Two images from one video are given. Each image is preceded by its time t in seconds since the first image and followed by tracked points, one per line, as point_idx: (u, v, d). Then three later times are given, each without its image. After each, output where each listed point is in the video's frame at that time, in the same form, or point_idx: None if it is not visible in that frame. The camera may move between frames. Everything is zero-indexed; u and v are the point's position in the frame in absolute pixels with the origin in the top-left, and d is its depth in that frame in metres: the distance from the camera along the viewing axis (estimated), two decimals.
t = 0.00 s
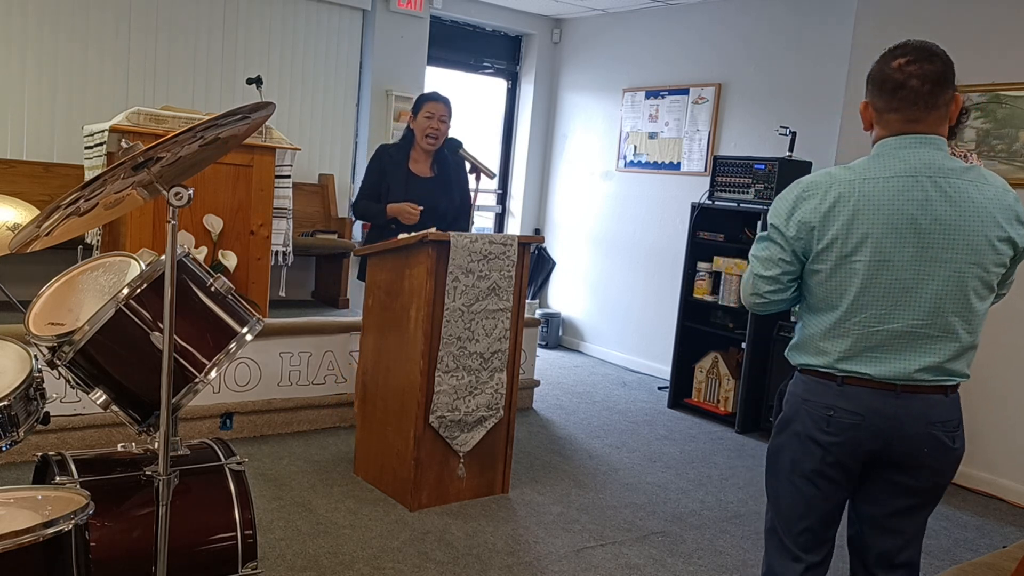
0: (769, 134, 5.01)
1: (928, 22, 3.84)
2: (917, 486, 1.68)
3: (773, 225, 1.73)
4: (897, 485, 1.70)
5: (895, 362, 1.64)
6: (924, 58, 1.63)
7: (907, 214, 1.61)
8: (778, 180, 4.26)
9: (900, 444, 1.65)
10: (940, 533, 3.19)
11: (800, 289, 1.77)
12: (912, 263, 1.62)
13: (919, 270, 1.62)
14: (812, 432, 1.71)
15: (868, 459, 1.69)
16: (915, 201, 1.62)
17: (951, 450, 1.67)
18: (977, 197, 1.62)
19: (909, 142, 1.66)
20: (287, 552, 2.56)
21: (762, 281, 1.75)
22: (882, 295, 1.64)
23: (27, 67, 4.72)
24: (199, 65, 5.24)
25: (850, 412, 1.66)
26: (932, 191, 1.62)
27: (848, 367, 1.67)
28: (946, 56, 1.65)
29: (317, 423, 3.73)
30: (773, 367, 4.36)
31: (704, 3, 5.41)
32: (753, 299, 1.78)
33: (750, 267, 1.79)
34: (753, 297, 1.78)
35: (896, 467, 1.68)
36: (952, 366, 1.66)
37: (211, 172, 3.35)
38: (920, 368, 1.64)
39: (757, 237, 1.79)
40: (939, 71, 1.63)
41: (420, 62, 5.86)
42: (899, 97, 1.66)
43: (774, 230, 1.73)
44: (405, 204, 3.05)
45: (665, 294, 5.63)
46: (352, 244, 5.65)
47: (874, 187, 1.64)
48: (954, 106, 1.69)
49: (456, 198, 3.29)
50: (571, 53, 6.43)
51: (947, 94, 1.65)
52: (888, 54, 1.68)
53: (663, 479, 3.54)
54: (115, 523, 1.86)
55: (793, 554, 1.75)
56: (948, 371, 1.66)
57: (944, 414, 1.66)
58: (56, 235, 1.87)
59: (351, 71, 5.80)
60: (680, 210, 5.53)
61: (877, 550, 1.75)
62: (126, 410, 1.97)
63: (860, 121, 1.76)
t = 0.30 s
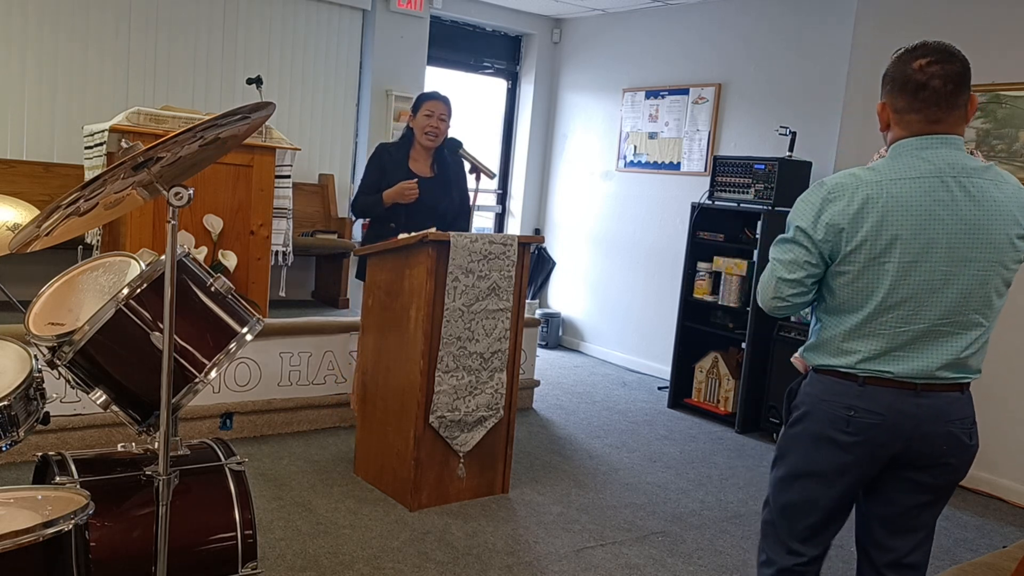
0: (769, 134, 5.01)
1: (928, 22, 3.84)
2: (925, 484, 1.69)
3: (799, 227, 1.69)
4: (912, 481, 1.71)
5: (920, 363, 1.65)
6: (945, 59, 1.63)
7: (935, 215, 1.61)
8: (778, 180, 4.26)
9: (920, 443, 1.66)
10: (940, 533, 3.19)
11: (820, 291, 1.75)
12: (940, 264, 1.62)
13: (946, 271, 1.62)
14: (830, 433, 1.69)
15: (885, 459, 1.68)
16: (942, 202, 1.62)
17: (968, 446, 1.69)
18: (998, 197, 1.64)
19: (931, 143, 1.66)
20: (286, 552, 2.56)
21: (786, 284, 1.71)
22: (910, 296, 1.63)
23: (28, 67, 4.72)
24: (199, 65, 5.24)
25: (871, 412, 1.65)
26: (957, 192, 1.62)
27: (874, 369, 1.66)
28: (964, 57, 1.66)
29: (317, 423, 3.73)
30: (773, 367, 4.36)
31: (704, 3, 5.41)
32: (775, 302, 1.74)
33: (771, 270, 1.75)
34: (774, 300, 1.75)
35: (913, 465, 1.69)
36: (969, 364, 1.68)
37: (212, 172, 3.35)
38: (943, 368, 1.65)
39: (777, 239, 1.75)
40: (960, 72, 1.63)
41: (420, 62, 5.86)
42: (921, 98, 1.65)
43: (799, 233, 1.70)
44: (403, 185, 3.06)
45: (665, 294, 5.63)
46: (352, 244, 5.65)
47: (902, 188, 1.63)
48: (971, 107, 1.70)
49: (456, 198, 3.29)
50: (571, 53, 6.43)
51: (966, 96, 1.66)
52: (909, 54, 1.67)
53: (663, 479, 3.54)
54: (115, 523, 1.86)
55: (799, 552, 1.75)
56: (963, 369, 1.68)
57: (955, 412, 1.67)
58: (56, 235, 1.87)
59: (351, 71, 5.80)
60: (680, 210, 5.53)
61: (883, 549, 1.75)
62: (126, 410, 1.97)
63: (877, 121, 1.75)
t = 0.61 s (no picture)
0: (769, 134, 5.01)
1: (928, 22, 3.84)
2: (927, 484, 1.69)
3: (809, 231, 1.67)
4: (914, 481, 1.71)
5: (926, 366, 1.65)
6: (956, 62, 1.62)
7: (945, 220, 1.61)
8: (778, 180, 4.26)
9: (924, 443, 1.66)
10: (940, 533, 3.19)
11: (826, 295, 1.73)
12: (948, 269, 1.62)
13: (955, 276, 1.63)
14: (836, 434, 1.68)
15: (889, 460, 1.68)
16: (952, 208, 1.62)
17: (969, 445, 1.70)
18: (1005, 202, 1.65)
19: (940, 147, 1.66)
20: (286, 552, 2.56)
21: (794, 289, 1.69)
22: (918, 301, 1.63)
23: (28, 68, 4.72)
24: (199, 65, 5.24)
25: (876, 413, 1.65)
26: (967, 197, 1.62)
27: (881, 373, 1.66)
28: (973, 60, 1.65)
29: (317, 423, 3.73)
30: (773, 367, 4.36)
31: (704, 3, 5.41)
32: (783, 305, 1.72)
33: (778, 273, 1.72)
34: (781, 304, 1.72)
35: (916, 466, 1.69)
36: (971, 366, 1.69)
37: (211, 172, 3.35)
38: (949, 371, 1.65)
39: (785, 242, 1.73)
40: (970, 75, 1.62)
41: (420, 62, 5.86)
42: (932, 102, 1.64)
43: (810, 237, 1.67)
44: (405, 195, 3.06)
45: (665, 294, 5.63)
46: (352, 245, 5.64)
47: (914, 193, 1.62)
48: (979, 109, 1.69)
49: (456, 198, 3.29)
50: (571, 53, 6.43)
51: (974, 99, 1.65)
52: (919, 56, 1.65)
53: (663, 479, 3.54)
54: (115, 523, 1.86)
55: (800, 551, 1.75)
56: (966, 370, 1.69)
57: (955, 413, 1.67)
58: (55, 235, 1.87)
59: (351, 71, 5.80)
60: (680, 210, 5.53)
61: (884, 548, 1.75)
62: (127, 410, 1.98)
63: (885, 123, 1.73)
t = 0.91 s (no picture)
0: (769, 134, 5.01)
1: (927, 22, 3.84)
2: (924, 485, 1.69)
3: (806, 231, 1.66)
4: (908, 481, 1.71)
5: (923, 366, 1.65)
6: (951, 62, 1.62)
7: (942, 220, 1.61)
8: (778, 180, 4.26)
9: (919, 444, 1.66)
10: (940, 533, 3.19)
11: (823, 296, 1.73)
12: (946, 268, 1.62)
13: (952, 275, 1.62)
14: (829, 436, 1.68)
15: (882, 462, 1.68)
16: (949, 208, 1.61)
17: (964, 445, 1.70)
18: (1001, 201, 1.65)
19: (936, 146, 1.65)
20: (286, 552, 2.56)
21: (791, 290, 1.69)
22: (916, 300, 1.63)
23: (27, 68, 4.72)
24: (199, 65, 5.24)
25: (870, 415, 1.65)
26: (963, 196, 1.62)
27: (877, 373, 1.66)
28: (969, 61, 1.65)
29: (317, 423, 3.73)
30: (773, 367, 4.36)
31: (704, 3, 5.41)
32: (779, 307, 1.71)
33: (774, 275, 1.71)
34: (777, 305, 1.72)
35: (911, 466, 1.70)
36: (967, 365, 1.69)
37: (211, 173, 3.35)
38: (945, 370, 1.65)
39: (780, 243, 1.72)
40: (966, 75, 1.62)
41: (420, 62, 5.86)
42: (927, 101, 1.64)
43: (807, 238, 1.66)
44: (405, 180, 3.06)
45: (665, 294, 5.63)
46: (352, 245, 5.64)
47: (910, 193, 1.62)
48: (974, 110, 1.69)
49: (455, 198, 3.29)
50: (571, 53, 6.43)
51: (970, 98, 1.65)
52: (915, 56, 1.65)
53: (663, 479, 3.54)
54: (115, 523, 1.86)
55: (799, 552, 1.75)
56: (961, 369, 1.69)
57: (951, 414, 1.68)
58: (55, 235, 1.87)
59: (351, 71, 5.80)
60: (680, 210, 5.53)
61: (881, 549, 1.75)
62: (126, 410, 1.98)
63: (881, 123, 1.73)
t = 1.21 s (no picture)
0: (769, 134, 5.01)
1: (927, 22, 3.84)
2: (910, 484, 1.70)
3: (788, 230, 1.65)
4: (895, 481, 1.71)
5: (907, 365, 1.64)
6: (932, 56, 1.62)
7: (924, 218, 1.60)
8: (778, 180, 4.26)
9: (903, 443, 1.66)
10: (940, 533, 3.19)
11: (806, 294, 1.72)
12: (929, 267, 1.61)
13: (935, 273, 1.61)
14: (814, 434, 1.69)
15: (866, 458, 1.69)
16: (933, 205, 1.60)
17: (948, 445, 1.70)
18: (985, 198, 1.63)
19: (919, 142, 1.64)
20: (287, 552, 2.56)
21: (774, 289, 1.68)
22: (899, 299, 1.62)
23: (27, 68, 4.72)
24: (199, 65, 5.24)
25: (853, 412, 1.65)
26: (947, 193, 1.61)
27: (860, 372, 1.65)
28: (949, 55, 1.64)
29: (317, 423, 3.73)
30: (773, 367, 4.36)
31: (704, 3, 5.41)
32: (762, 306, 1.71)
33: (757, 274, 1.71)
34: (760, 305, 1.71)
35: (896, 465, 1.69)
36: (951, 364, 1.68)
37: (210, 173, 3.35)
38: (929, 369, 1.65)
39: (763, 242, 1.71)
40: (946, 69, 1.62)
41: (420, 61, 5.85)
42: (909, 97, 1.63)
43: (789, 236, 1.66)
44: (415, 196, 3.03)
45: (665, 294, 5.63)
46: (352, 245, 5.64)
47: (893, 190, 1.60)
48: (956, 106, 1.68)
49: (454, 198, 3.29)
50: (571, 53, 6.43)
51: (952, 93, 1.64)
52: (895, 52, 1.64)
53: (663, 479, 3.54)
54: (115, 523, 1.86)
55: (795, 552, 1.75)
56: (944, 368, 1.68)
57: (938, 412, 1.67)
58: (55, 235, 1.87)
59: (351, 71, 5.80)
60: (680, 210, 5.53)
61: (871, 547, 1.75)
62: (126, 410, 1.98)
63: (862, 120, 1.73)
